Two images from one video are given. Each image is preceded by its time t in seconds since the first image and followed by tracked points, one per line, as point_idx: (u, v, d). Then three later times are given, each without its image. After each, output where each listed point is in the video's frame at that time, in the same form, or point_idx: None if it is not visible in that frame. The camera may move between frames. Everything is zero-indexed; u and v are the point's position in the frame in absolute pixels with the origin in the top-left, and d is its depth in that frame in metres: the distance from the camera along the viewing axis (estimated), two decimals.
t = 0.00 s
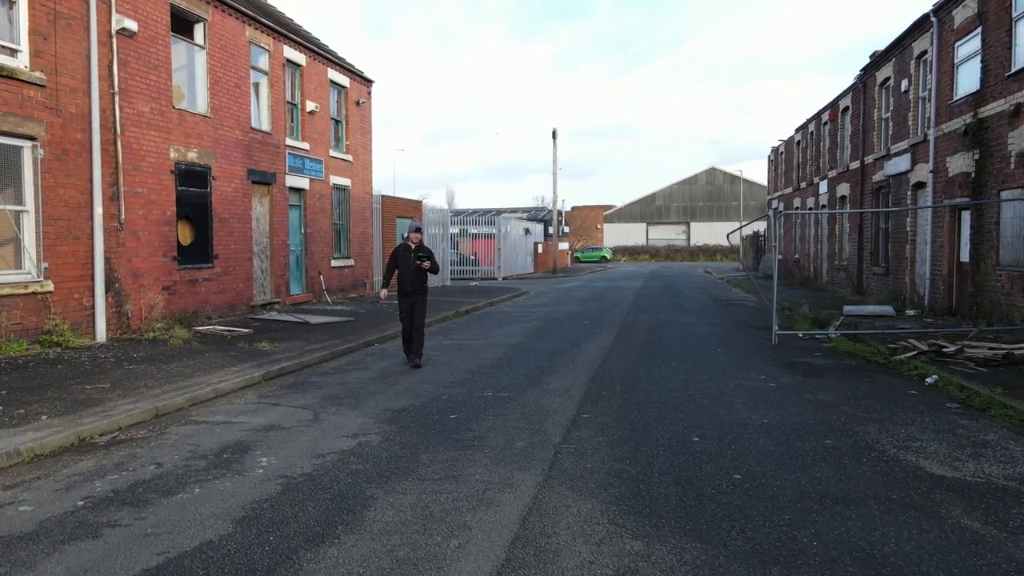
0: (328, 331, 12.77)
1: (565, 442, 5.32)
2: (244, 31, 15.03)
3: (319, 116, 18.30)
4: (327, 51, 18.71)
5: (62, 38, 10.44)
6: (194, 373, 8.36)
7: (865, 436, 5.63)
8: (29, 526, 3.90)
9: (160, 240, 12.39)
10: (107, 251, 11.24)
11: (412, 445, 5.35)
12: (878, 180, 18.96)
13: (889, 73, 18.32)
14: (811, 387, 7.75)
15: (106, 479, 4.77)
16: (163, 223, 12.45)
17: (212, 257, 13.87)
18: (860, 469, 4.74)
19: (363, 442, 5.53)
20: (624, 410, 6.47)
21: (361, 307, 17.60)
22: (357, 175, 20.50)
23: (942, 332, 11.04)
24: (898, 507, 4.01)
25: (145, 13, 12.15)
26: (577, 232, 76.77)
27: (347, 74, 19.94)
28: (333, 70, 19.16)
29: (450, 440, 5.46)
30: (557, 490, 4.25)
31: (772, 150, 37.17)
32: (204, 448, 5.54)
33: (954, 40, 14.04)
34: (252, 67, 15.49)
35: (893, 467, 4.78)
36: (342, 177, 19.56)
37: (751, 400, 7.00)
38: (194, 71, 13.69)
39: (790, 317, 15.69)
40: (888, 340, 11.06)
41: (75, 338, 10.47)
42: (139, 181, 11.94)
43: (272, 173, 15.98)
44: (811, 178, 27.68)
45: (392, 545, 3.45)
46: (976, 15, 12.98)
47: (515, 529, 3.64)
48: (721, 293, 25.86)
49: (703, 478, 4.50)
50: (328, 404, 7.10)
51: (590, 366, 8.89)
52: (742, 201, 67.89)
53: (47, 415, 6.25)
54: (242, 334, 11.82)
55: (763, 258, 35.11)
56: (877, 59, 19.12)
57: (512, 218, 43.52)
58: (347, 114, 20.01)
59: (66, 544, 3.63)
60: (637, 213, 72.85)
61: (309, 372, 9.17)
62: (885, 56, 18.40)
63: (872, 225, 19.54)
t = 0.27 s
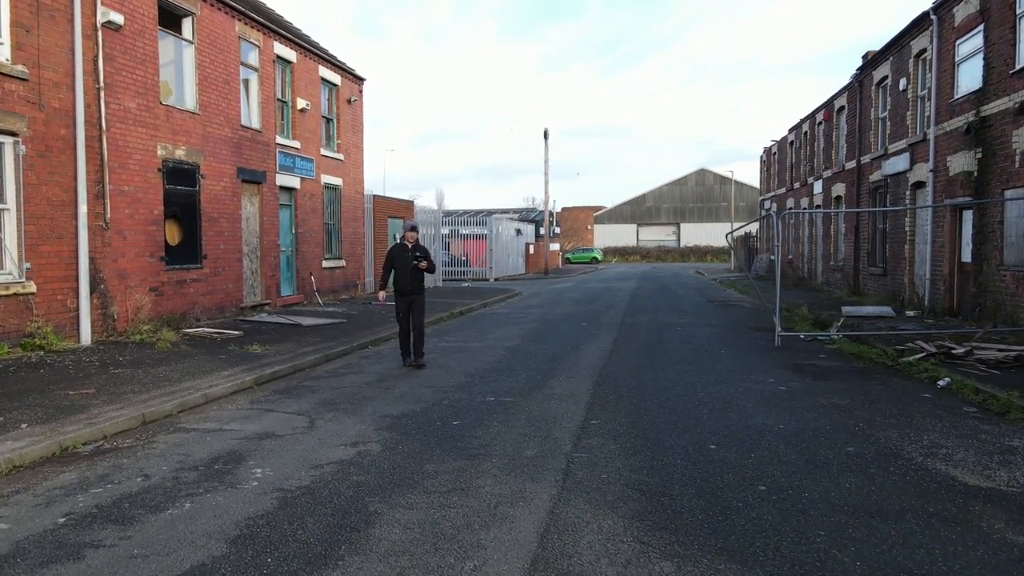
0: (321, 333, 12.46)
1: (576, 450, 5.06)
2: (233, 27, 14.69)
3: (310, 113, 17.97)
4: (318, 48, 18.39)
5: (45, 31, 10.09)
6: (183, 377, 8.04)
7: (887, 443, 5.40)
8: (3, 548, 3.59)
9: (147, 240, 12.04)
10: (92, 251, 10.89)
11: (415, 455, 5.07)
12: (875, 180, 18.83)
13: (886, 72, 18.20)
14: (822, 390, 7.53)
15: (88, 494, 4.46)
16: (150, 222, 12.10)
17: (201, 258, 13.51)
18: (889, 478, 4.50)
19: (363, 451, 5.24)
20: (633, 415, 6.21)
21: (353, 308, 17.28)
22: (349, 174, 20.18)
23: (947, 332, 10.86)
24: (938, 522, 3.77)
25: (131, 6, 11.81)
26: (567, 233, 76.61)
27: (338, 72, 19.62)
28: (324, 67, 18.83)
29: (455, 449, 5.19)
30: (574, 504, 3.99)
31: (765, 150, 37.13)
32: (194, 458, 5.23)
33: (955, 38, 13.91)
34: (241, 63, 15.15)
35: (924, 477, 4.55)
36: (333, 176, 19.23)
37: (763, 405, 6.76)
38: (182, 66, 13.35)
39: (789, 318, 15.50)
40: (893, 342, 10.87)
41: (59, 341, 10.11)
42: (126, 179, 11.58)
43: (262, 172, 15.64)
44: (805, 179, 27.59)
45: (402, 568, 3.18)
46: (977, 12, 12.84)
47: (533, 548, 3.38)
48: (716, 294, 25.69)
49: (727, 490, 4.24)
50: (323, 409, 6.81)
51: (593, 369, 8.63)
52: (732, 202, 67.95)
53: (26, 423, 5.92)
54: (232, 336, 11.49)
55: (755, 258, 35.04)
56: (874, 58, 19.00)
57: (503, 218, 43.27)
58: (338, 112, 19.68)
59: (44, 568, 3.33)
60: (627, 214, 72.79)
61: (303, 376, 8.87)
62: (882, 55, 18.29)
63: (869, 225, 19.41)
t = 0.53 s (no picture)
0: (316, 335, 12.16)
1: (593, 460, 4.80)
2: (225, 21, 14.36)
3: (303, 111, 17.65)
4: (312, 44, 18.06)
5: (31, 23, 9.75)
6: (175, 382, 7.73)
7: (916, 450, 5.17)
8: None
9: (137, 240, 11.71)
10: (80, 251, 10.55)
11: (423, 465, 4.80)
12: (875, 179, 18.68)
13: (887, 70, 18.04)
14: (837, 394, 7.30)
15: (74, 510, 4.16)
16: (140, 221, 11.77)
17: (192, 258, 13.19)
18: (928, 490, 4.26)
19: (368, 461, 4.96)
20: (647, 421, 5.96)
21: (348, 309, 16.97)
22: (343, 173, 19.88)
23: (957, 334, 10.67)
24: (988, 538, 3.53)
25: None
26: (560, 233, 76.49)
27: (332, 69, 19.29)
28: (318, 64, 18.50)
29: (465, 458, 4.92)
30: (598, 520, 3.73)
31: (760, 150, 37.03)
32: (188, 469, 4.94)
33: (960, 35, 13.74)
34: (234, 59, 14.81)
35: (963, 489, 4.30)
36: (327, 175, 18.91)
37: (780, 409, 6.52)
38: (173, 62, 13.02)
39: (791, 319, 15.29)
40: (902, 343, 10.67)
41: (45, 344, 9.77)
42: (115, 176, 11.25)
43: (255, 170, 15.31)
44: (802, 178, 27.46)
45: None
46: (983, 8, 12.68)
47: (561, 573, 3.11)
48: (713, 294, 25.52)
49: (759, 503, 3.99)
50: (323, 416, 6.52)
51: (599, 372, 8.37)
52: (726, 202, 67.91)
53: (10, 432, 5.61)
54: (225, 339, 11.17)
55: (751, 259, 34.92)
56: (874, 56, 18.84)
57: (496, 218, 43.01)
58: (331, 110, 19.36)
59: None
60: (620, 215, 72.67)
61: (299, 380, 8.57)
62: (883, 53, 18.13)
63: (869, 225, 19.25)
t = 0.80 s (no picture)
0: (313, 338, 11.85)
1: (613, 474, 4.53)
2: (219, 16, 14.04)
3: (298, 109, 17.33)
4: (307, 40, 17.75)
5: (18, 15, 9.42)
6: (167, 388, 7.42)
7: (950, 462, 4.92)
8: None
9: (128, 240, 11.39)
10: (68, 252, 10.21)
11: (434, 480, 4.52)
12: (878, 178, 18.49)
13: (891, 68, 17.87)
14: (855, 400, 7.06)
15: (59, 532, 3.86)
16: (132, 221, 11.44)
17: (185, 259, 12.87)
18: (973, 508, 4.01)
19: (374, 475, 4.68)
20: (664, 430, 5.69)
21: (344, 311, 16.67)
22: (338, 172, 19.56)
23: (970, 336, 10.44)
24: None
25: None
26: (554, 233, 76.23)
27: (328, 66, 18.98)
28: (313, 60, 18.19)
29: (478, 473, 4.64)
30: (626, 544, 3.46)
31: (758, 149, 36.88)
32: (182, 484, 4.64)
33: (968, 32, 13.53)
34: (227, 55, 14.48)
35: (1009, 506, 4.06)
36: (323, 174, 18.60)
37: (800, 417, 6.27)
38: (166, 57, 12.69)
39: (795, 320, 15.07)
40: (914, 346, 10.44)
41: (33, 348, 9.44)
42: (106, 175, 10.93)
43: (250, 169, 14.99)
44: (802, 178, 27.29)
45: None
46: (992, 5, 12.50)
47: None
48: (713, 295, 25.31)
49: (797, 523, 3.72)
50: (324, 425, 6.24)
51: (608, 378, 8.11)
52: (722, 202, 67.80)
53: None
54: (220, 342, 10.86)
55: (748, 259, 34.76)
56: (877, 54, 18.66)
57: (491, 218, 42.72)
58: (327, 108, 19.05)
59: None
60: (615, 214, 72.47)
61: (297, 386, 8.28)
62: (887, 51, 17.97)
63: (872, 224, 19.06)
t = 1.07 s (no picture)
0: (309, 339, 11.56)
1: (634, 487, 4.27)
2: (211, 8, 13.69)
3: (293, 104, 17.00)
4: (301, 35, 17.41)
5: (3, 5, 9.08)
6: (158, 393, 7.12)
7: (985, 472, 4.68)
8: None
9: (118, 238, 11.06)
10: (56, 251, 9.88)
11: (443, 494, 4.25)
12: (881, 176, 18.31)
13: (893, 64, 17.75)
14: (873, 404, 6.82)
15: (40, 556, 3.57)
16: (122, 219, 11.11)
17: (177, 257, 12.54)
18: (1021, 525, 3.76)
19: (379, 489, 4.41)
20: (681, 438, 5.43)
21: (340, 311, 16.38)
22: (333, 169, 19.25)
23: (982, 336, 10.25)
24: None
25: None
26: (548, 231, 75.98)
27: (322, 61, 18.65)
28: (307, 55, 17.86)
29: (490, 487, 4.36)
30: (658, 569, 3.19)
31: (754, 147, 36.72)
32: (174, 499, 4.36)
33: (976, 27, 13.34)
34: (220, 48, 14.14)
35: None
36: (318, 171, 18.28)
37: (819, 423, 6.03)
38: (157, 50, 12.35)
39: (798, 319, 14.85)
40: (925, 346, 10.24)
41: (19, 350, 9.11)
42: (95, 171, 10.59)
43: (243, 165, 14.67)
44: (800, 175, 27.12)
45: None
46: None
47: None
48: (712, 293, 25.10)
49: (837, 544, 3.46)
50: (323, 432, 5.96)
51: (616, 381, 7.85)
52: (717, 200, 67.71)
53: None
54: (213, 343, 10.55)
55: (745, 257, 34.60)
56: (880, 50, 18.48)
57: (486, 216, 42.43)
58: (322, 103, 18.72)
59: None
60: (609, 212, 72.27)
61: (293, 389, 7.99)
62: (890, 47, 17.85)
63: (873, 222, 18.88)
